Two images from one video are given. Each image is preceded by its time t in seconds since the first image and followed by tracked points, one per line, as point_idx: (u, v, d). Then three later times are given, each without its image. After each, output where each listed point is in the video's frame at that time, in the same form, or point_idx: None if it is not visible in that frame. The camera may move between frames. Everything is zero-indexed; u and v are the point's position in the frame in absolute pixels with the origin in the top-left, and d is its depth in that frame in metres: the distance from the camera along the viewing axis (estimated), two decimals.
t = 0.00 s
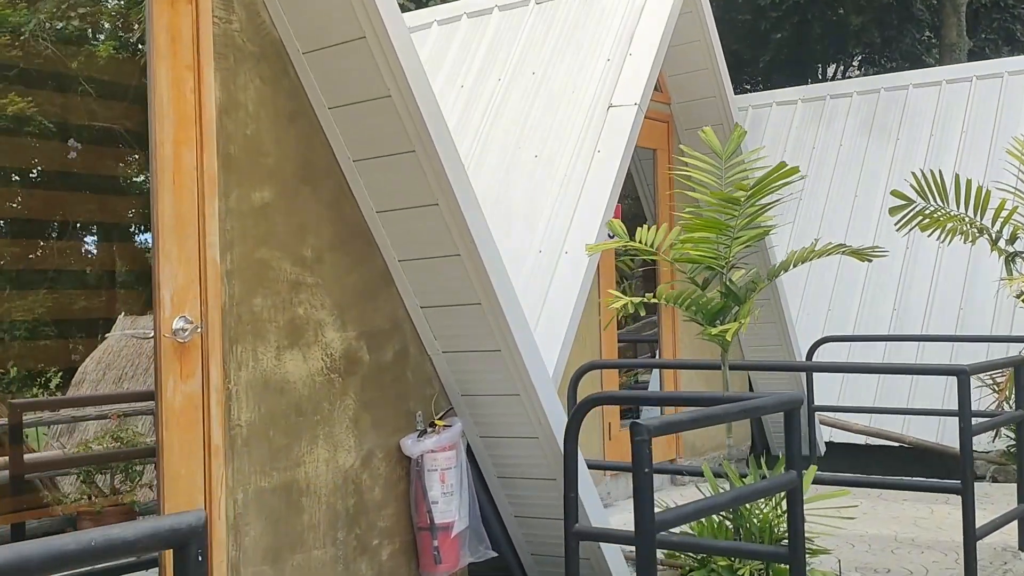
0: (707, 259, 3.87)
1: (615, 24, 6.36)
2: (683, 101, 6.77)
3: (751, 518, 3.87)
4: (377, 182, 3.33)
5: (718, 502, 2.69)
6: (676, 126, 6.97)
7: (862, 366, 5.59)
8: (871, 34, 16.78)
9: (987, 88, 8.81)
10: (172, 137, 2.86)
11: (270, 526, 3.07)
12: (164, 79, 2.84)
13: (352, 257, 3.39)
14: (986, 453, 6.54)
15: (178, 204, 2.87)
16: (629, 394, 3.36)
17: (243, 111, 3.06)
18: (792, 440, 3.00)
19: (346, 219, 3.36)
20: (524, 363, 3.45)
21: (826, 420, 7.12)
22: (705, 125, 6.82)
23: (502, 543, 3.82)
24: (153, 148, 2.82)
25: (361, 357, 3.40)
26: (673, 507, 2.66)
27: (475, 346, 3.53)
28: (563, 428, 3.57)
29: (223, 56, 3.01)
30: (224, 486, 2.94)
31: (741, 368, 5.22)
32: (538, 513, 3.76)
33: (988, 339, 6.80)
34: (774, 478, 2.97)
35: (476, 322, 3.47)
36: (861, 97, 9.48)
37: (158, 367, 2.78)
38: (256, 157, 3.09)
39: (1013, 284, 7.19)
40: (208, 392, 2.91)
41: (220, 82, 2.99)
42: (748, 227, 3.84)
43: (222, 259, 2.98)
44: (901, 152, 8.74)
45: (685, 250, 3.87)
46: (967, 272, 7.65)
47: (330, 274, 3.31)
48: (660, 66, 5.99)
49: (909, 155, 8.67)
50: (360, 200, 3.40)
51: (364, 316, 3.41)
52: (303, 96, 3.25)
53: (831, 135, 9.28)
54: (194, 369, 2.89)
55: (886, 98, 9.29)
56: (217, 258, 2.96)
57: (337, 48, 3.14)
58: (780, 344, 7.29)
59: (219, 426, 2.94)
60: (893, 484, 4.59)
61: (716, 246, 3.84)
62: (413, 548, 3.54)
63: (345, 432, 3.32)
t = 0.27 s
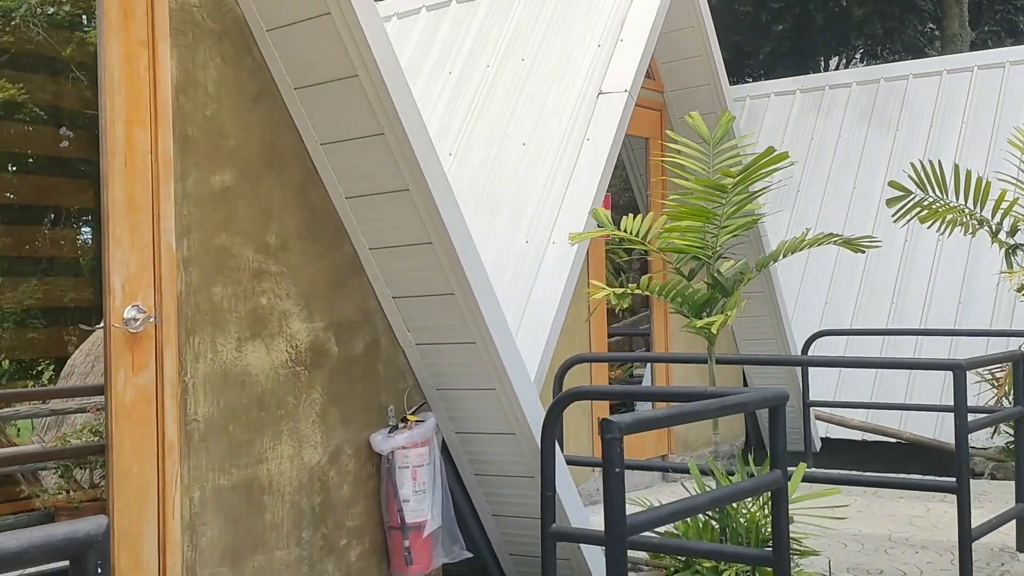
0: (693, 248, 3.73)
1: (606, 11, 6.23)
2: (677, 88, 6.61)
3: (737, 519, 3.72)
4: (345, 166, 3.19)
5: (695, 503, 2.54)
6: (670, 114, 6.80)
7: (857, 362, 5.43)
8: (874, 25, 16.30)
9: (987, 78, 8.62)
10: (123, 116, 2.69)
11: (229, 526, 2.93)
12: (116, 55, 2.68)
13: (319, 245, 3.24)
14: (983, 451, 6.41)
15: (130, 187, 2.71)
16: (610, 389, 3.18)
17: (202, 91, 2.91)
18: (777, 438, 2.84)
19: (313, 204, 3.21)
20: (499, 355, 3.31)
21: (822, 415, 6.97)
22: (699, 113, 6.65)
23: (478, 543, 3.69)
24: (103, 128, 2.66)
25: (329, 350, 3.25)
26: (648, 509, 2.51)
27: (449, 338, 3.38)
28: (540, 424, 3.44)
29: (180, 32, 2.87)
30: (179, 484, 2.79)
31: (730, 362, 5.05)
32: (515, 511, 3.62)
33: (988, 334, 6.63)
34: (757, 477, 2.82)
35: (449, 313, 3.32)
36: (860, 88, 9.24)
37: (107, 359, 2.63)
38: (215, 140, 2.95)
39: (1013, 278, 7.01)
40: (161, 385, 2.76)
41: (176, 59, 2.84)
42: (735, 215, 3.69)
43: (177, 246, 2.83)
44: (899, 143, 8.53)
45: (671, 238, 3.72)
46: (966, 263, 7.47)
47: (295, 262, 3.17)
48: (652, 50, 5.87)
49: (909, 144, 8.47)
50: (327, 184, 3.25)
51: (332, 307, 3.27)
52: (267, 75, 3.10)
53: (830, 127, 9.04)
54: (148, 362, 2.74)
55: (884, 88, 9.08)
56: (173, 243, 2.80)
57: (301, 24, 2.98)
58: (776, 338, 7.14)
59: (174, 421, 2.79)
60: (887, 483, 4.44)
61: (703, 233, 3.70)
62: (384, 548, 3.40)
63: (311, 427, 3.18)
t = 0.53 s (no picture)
0: (681, 244, 3.57)
1: (596, 10, 6.15)
2: (670, 82, 6.46)
3: (726, 529, 3.57)
4: (314, 156, 3.03)
5: (679, 513, 2.38)
6: (663, 109, 6.64)
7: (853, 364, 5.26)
8: (874, 23, 16.03)
9: (989, 75, 8.40)
10: (72, 100, 2.53)
11: (186, 535, 2.76)
12: (64, 36, 2.52)
13: (286, 239, 3.08)
14: (981, 454, 6.25)
15: (79, 176, 2.54)
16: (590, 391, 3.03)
17: (157, 75, 2.75)
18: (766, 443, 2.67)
19: (279, 196, 3.06)
20: (476, 356, 3.16)
21: (818, 417, 6.81)
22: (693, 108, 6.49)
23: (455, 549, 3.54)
24: (50, 112, 2.49)
25: (295, 349, 3.09)
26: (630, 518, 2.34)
27: (423, 337, 3.23)
28: (518, 427, 3.29)
29: (135, 12, 2.71)
30: (131, 491, 2.63)
31: (722, 362, 4.88)
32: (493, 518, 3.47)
33: (988, 335, 6.47)
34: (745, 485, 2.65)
35: (423, 311, 3.17)
36: (858, 85, 9.06)
37: (52, 358, 2.46)
38: (173, 126, 2.79)
39: (1013, 279, 6.84)
40: (111, 385, 2.59)
41: (130, 40, 2.69)
42: (725, 210, 3.54)
43: (130, 238, 2.67)
44: (898, 141, 8.34)
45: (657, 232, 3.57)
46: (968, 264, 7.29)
47: (260, 257, 3.01)
48: (643, 46, 5.79)
49: (908, 142, 8.28)
50: (295, 175, 3.09)
51: (298, 303, 3.11)
52: (230, 60, 2.95)
53: (828, 123, 8.88)
54: (98, 361, 2.57)
55: (883, 85, 8.89)
56: (125, 235, 2.64)
57: (266, 7, 2.82)
58: (772, 340, 6.97)
59: (127, 423, 2.63)
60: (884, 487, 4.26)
61: (690, 228, 3.55)
62: (355, 557, 3.25)
63: (276, 431, 3.02)
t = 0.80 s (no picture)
0: (677, 247, 3.41)
1: (597, 3, 5.96)
2: (673, 78, 6.29)
3: (724, 545, 3.40)
4: (288, 155, 2.88)
5: (672, 535, 2.21)
6: (665, 106, 6.46)
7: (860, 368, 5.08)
8: (885, 20, 15.74)
9: (1002, 72, 8.16)
10: (24, 94, 2.36)
11: (149, 557, 2.61)
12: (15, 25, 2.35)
13: (259, 241, 2.92)
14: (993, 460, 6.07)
15: (33, 175, 2.38)
16: (577, 401, 2.87)
17: (118, 67, 2.59)
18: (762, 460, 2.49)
19: (252, 196, 2.90)
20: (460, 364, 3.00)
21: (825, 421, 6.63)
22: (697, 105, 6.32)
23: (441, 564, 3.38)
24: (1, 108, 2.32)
25: (268, 357, 2.94)
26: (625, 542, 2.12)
27: (406, 344, 3.07)
28: (505, 439, 3.14)
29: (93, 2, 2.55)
30: (88, 510, 2.47)
31: (724, 368, 4.71)
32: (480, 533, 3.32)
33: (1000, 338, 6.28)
34: (742, 505, 2.46)
35: (404, 317, 3.01)
36: (867, 82, 8.82)
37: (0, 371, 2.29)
38: (135, 123, 2.63)
39: None
40: (65, 397, 2.44)
41: (87, 32, 2.53)
42: (723, 211, 3.38)
43: (88, 241, 2.51)
44: (909, 139, 8.11)
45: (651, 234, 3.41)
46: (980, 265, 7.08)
47: (231, 260, 2.85)
48: (643, 40, 5.63)
49: (919, 140, 8.06)
50: (268, 174, 2.94)
51: (272, 309, 2.96)
52: (197, 52, 2.79)
53: (835, 123, 8.64)
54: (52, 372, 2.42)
55: (894, 82, 8.66)
56: (82, 238, 2.49)
57: None
58: (778, 344, 6.79)
59: (85, 437, 2.48)
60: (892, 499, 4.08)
61: (687, 230, 3.39)
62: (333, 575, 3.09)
63: (247, 444, 2.87)
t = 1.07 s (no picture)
0: (673, 236, 3.26)
1: None
2: (678, 66, 6.12)
3: (722, 548, 3.26)
4: (260, 137, 2.74)
5: (656, 540, 2.04)
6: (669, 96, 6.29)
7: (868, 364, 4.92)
8: (900, 12, 15.42)
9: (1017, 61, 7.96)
10: None
11: (110, 558, 2.46)
12: None
13: (230, 229, 2.79)
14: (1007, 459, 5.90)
15: None
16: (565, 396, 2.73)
17: (77, 43, 2.46)
18: (755, 459, 2.34)
19: (223, 181, 2.77)
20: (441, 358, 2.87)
21: (834, 418, 6.46)
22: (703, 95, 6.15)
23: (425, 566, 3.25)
24: None
25: (241, 350, 2.80)
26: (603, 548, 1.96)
27: (385, 336, 2.93)
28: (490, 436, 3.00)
29: None
30: (43, 510, 2.32)
31: (727, 363, 4.56)
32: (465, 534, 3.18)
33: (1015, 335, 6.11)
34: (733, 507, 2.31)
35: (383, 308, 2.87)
36: (879, 72, 8.59)
37: None
38: (96, 101, 2.49)
39: None
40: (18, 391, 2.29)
41: (43, 5, 2.40)
42: (721, 199, 3.24)
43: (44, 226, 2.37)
44: (921, 131, 7.90)
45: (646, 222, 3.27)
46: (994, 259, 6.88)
47: (200, 248, 2.72)
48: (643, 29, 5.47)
49: (933, 131, 7.84)
50: (241, 158, 2.80)
51: (245, 299, 2.82)
52: (164, 29, 2.65)
53: (846, 115, 8.39)
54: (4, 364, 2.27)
55: (906, 72, 8.45)
56: (37, 222, 2.35)
57: None
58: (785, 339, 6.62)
59: (40, 433, 2.33)
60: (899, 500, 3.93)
61: (683, 218, 3.24)
62: None
63: (218, 440, 2.73)
